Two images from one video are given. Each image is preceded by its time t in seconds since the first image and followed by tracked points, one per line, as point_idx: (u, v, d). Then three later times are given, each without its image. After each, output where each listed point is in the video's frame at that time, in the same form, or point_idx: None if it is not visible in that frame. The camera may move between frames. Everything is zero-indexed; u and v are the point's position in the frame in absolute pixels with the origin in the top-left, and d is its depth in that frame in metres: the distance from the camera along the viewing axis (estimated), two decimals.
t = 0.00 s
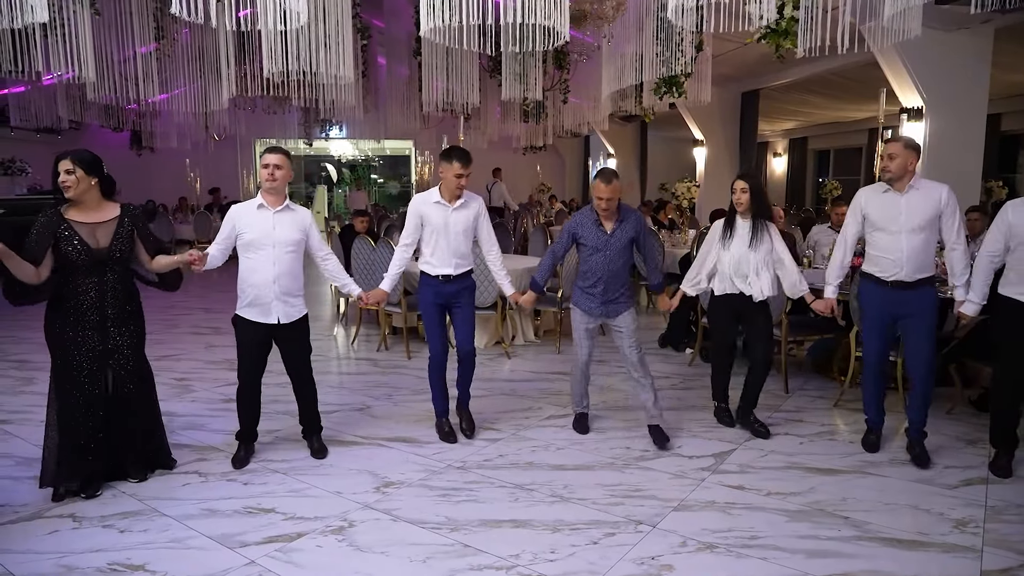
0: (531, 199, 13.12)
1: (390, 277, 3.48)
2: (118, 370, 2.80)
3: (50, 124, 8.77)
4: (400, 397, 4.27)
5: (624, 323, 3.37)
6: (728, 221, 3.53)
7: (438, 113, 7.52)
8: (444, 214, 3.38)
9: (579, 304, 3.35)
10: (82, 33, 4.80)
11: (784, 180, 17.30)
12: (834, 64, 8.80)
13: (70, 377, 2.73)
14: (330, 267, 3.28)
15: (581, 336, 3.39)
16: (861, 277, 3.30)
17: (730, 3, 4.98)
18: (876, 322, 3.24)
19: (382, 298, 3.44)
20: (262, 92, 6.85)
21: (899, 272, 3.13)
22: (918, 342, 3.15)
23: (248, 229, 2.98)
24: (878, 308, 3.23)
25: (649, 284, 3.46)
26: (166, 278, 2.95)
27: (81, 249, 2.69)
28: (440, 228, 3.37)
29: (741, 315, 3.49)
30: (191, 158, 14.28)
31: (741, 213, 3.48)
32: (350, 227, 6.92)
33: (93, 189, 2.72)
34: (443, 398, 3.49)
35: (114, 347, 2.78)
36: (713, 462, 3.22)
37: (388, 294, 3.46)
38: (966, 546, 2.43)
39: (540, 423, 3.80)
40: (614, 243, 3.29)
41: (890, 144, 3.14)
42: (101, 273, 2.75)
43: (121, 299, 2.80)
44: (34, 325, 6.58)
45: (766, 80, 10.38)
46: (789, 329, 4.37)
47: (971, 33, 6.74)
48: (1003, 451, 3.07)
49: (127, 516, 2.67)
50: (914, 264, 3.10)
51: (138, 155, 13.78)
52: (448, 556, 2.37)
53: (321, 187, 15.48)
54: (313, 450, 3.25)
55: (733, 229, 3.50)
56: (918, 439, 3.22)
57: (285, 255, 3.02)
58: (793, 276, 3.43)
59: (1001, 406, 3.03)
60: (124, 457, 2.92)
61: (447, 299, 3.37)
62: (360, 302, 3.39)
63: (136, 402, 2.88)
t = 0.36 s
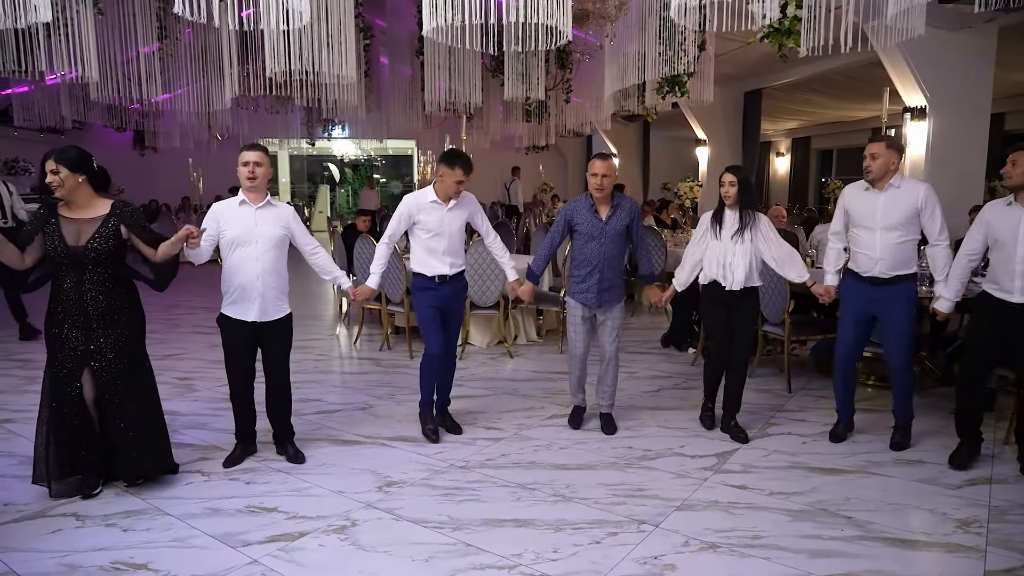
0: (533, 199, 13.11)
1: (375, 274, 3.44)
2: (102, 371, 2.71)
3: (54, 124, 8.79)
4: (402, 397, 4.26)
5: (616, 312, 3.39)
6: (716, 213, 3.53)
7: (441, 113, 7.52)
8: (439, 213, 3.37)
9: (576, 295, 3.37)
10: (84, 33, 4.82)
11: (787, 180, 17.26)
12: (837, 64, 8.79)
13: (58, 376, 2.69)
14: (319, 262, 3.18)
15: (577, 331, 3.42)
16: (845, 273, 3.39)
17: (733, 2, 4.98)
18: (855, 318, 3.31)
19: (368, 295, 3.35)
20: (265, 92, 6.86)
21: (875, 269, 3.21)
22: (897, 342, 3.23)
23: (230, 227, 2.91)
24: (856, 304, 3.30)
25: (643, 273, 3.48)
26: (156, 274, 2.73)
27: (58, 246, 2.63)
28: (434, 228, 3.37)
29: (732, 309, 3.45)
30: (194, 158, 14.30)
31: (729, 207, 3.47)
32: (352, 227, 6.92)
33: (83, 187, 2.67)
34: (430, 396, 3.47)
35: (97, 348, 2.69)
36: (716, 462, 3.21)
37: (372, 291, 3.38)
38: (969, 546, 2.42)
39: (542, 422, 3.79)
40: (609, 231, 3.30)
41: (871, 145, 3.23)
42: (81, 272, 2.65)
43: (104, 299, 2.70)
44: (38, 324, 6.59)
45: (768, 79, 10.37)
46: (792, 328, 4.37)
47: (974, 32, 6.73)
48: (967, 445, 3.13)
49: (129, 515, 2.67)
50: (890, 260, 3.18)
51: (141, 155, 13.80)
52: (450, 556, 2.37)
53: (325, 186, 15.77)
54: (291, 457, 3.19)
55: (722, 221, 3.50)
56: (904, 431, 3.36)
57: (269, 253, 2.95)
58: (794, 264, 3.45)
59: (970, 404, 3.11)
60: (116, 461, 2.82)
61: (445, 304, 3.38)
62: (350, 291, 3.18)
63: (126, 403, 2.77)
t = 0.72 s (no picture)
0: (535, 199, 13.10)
1: (367, 269, 3.41)
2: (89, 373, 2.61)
3: (57, 124, 8.80)
4: (403, 397, 4.27)
5: (613, 304, 3.37)
6: (706, 208, 3.53)
7: (443, 114, 7.53)
8: (428, 209, 3.36)
9: (572, 293, 3.34)
10: (87, 35, 4.83)
11: (789, 180, 17.25)
12: (839, 64, 8.78)
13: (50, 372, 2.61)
14: (308, 266, 3.16)
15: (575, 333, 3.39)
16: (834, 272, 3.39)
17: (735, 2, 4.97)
18: (847, 314, 3.32)
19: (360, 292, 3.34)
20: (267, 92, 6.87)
21: (865, 268, 3.23)
22: (882, 335, 3.19)
23: (223, 226, 2.90)
24: (847, 300, 3.31)
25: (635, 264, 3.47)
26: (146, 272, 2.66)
27: (43, 247, 2.54)
28: (425, 222, 3.36)
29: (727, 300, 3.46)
30: (196, 158, 14.32)
31: (719, 202, 3.48)
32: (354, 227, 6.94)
33: (70, 185, 2.57)
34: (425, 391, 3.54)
35: (85, 348, 2.60)
36: (717, 462, 3.21)
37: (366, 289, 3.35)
38: (971, 547, 2.42)
39: (544, 422, 3.79)
40: (601, 225, 3.31)
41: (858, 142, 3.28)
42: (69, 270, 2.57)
43: (94, 297, 2.60)
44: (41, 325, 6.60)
45: (771, 80, 10.36)
46: (794, 328, 4.37)
47: (976, 32, 6.71)
48: (978, 450, 3.13)
49: (132, 515, 2.68)
50: (879, 257, 3.20)
51: (144, 155, 13.83)
52: (451, 556, 2.37)
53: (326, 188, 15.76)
54: (280, 460, 3.11)
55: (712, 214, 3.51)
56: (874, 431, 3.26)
57: (260, 254, 2.94)
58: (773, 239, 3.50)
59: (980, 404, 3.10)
60: (104, 469, 2.73)
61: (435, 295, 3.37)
62: (341, 298, 3.22)
63: (116, 411, 2.69)
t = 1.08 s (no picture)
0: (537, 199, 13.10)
1: (375, 286, 3.43)
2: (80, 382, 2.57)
3: (59, 124, 8.82)
4: (404, 397, 4.27)
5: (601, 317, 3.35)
6: (705, 215, 3.54)
7: (444, 113, 7.53)
8: (424, 222, 3.33)
9: (563, 287, 3.34)
10: (90, 35, 4.84)
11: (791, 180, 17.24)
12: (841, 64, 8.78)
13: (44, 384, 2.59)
14: (316, 275, 3.16)
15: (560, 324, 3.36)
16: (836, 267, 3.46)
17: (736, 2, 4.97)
18: (847, 310, 3.36)
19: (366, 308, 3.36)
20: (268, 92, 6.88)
21: (866, 263, 3.27)
22: (880, 340, 3.28)
23: (234, 236, 2.87)
24: (848, 297, 3.35)
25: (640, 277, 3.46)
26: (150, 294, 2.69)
27: (42, 261, 2.52)
28: (419, 239, 3.32)
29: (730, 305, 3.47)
30: (198, 158, 14.34)
31: (720, 208, 3.49)
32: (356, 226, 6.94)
33: (70, 193, 2.53)
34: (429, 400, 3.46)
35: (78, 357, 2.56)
36: (718, 462, 3.22)
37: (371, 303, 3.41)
38: (972, 547, 2.41)
39: (545, 423, 3.79)
40: (596, 236, 3.28)
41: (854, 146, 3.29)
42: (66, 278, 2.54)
43: (89, 306, 2.57)
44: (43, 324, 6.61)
45: (772, 80, 10.36)
46: (795, 329, 4.36)
47: (978, 31, 6.70)
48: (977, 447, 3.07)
49: (134, 514, 2.69)
50: (881, 253, 3.24)
51: (146, 155, 13.84)
52: (452, 556, 2.37)
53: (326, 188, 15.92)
54: (278, 466, 3.08)
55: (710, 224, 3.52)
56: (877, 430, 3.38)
57: (273, 262, 2.92)
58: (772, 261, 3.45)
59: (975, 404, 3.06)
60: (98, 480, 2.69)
61: (433, 306, 3.33)
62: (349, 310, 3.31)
63: (114, 418, 2.63)
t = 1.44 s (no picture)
0: (539, 200, 13.08)
1: (362, 280, 3.33)
2: (75, 384, 2.53)
3: (61, 125, 8.83)
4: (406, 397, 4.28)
5: (591, 317, 3.33)
6: (695, 214, 3.58)
7: (446, 113, 7.53)
8: (414, 215, 3.32)
9: (547, 301, 3.31)
10: (92, 36, 4.85)
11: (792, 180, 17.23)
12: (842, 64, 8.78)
13: (30, 384, 2.50)
14: (307, 270, 3.10)
15: (550, 336, 3.35)
16: (821, 278, 3.43)
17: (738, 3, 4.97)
18: (835, 317, 3.35)
19: (357, 303, 3.25)
20: (270, 93, 6.88)
21: (855, 272, 3.26)
22: (871, 337, 3.28)
23: (224, 229, 2.82)
24: (836, 304, 3.34)
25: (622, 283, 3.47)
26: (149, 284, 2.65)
27: (34, 255, 2.45)
28: (409, 229, 3.31)
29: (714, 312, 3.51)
30: (200, 158, 14.35)
31: (709, 208, 3.54)
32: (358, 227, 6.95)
33: (59, 187, 2.47)
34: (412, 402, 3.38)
35: (73, 359, 2.51)
36: (720, 462, 3.22)
37: (361, 299, 3.27)
38: (975, 547, 2.41)
39: (548, 423, 3.79)
40: (582, 237, 3.28)
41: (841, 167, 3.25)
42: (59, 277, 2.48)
43: (84, 306, 2.52)
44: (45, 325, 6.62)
45: (774, 80, 10.36)
46: (796, 329, 4.37)
47: (981, 31, 6.74)
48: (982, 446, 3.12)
49: (137, 513, 2.69)
50: (871, 262, 3.24)
51: (147, 155, 13.85)
52: (454, 556, 2.37)
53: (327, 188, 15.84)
54: (280, 465, 3.10)
55: (701, 223, 3.56)
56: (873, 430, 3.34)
57: (262, 256, 2.87)
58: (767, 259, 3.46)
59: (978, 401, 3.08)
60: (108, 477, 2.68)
61: (421, 301, 3.32)
62: (336, 309, 3.16)
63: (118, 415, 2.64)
